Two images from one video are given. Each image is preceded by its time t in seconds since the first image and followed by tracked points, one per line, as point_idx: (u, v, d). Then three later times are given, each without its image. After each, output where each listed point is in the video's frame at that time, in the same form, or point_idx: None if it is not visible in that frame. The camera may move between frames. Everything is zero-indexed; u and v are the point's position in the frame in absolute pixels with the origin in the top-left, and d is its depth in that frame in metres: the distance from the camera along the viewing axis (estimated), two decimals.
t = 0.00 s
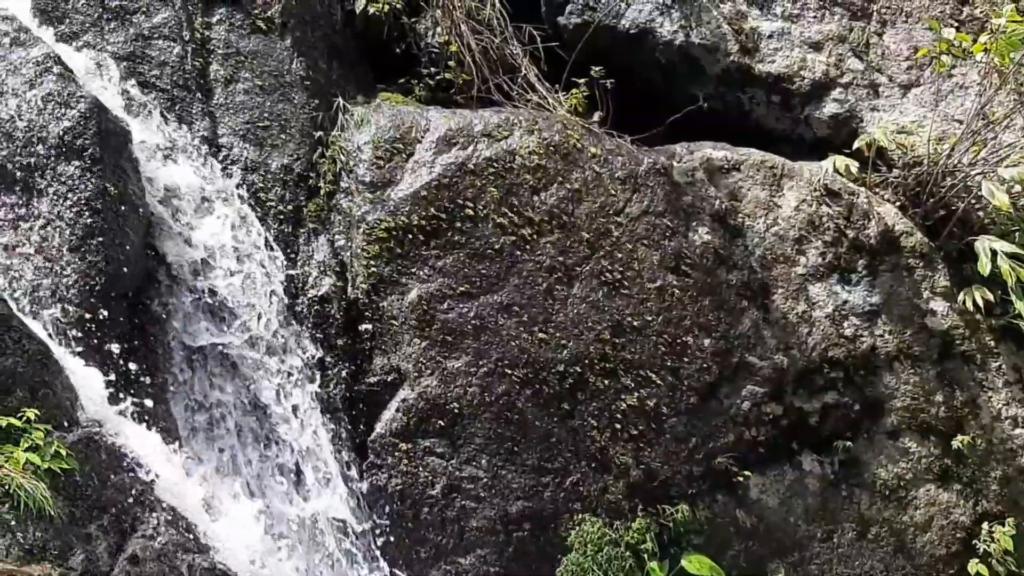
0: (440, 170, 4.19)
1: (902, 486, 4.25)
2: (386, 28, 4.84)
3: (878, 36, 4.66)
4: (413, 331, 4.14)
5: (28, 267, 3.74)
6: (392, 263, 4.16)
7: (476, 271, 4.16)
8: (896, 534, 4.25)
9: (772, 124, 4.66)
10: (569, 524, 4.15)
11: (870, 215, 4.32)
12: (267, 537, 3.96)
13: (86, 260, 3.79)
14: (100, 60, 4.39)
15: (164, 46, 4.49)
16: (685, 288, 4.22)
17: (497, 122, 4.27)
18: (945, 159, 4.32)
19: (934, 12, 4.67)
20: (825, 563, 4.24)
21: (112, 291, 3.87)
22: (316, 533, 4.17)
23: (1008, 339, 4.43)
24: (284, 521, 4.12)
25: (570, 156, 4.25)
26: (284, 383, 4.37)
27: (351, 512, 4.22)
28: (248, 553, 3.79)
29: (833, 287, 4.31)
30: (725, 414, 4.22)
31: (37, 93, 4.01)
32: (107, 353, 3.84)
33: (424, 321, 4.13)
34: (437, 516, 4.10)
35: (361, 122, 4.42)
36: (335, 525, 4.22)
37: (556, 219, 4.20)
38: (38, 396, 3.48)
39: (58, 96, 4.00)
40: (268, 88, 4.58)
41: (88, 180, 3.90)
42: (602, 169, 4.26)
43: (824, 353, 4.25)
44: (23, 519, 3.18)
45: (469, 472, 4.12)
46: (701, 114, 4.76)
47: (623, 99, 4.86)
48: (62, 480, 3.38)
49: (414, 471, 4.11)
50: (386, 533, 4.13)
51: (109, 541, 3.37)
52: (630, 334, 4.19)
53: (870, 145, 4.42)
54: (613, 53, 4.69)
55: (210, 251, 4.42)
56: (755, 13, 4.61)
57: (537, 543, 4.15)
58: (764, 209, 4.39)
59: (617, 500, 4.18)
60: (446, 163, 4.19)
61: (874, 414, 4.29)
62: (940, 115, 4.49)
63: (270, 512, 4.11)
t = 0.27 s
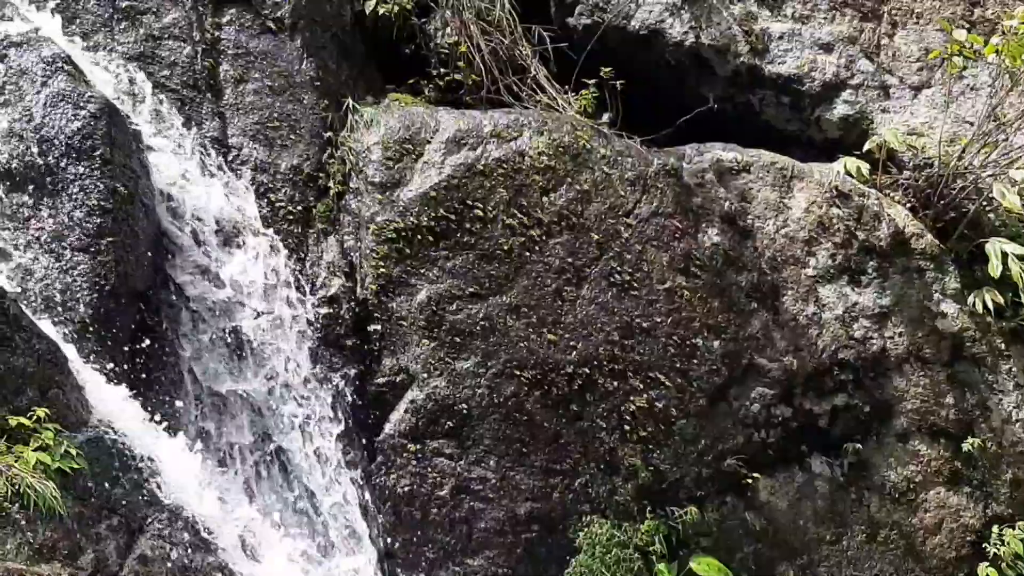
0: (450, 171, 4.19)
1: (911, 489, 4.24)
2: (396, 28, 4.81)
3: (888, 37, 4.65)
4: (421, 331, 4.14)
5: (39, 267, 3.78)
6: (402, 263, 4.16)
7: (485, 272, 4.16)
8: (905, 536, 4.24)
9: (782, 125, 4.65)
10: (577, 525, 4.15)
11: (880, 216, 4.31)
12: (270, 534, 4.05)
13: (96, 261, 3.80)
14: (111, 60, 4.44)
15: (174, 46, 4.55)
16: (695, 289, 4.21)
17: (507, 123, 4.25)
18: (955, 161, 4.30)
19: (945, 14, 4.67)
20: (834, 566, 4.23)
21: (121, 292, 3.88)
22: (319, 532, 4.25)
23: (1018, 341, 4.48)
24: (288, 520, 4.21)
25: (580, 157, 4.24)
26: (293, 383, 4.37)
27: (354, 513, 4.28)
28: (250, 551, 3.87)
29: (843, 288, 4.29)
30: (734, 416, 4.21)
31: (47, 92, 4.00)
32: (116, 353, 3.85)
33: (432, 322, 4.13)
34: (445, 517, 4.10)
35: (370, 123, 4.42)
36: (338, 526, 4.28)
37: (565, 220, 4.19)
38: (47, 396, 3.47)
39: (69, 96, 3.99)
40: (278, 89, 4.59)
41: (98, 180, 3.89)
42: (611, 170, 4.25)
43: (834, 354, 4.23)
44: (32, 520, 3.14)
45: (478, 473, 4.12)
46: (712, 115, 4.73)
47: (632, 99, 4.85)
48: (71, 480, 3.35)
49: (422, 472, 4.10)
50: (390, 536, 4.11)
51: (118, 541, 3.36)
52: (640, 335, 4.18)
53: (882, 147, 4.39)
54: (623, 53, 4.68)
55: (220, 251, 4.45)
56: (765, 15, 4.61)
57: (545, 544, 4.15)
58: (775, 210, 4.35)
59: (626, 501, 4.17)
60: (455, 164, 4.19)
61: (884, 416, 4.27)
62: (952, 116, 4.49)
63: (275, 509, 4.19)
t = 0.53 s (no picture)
0: (459, 172, 4.18)
1: (921, 490, 4.23)
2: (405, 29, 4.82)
3: (899, 38, 4.63)
4: (430, 332, 4.14)
5: (49, 267, 3.82)
6: (411, 264, 4.17)
7: (494, 273, 4.16)
8: (915, 538, 4.23)
9: (791, 126, 4.65)
10: (586, 526, 4.15)
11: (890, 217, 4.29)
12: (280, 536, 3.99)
13: (106, 262, 3.81)
14: (121, 61, 4.47)
15: (185, 46, 4.56)
16: (704, 290, 4.21)
17: (516, 123, 4.24)
18: (966, 162, 4.32)
19: (955, 14, 4.65)
20: (844, 568, 4.23)
21: (132, 292, 3.89)
22: (329, 534, 4.18)
23: None
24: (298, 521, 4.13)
25: (589, 158, 4.24)
26: (302, 384, 4.37)
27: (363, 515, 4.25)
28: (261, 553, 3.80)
29: (852, 289, 4.28)
30: (743, 417, 4.21)
31: (58, 92, 4.01)
32: (125, 353, 3.86)
33: (441, 322, 4.13)
34: (454, 517, 4.10)
35: (380, 123, 4.42)
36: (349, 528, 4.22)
37: (574, 221, 4.19)
38: (57, 396, 3.47)
39: (79, 97, 3.99)
40: (287, 90, 4.59)
41: (109, 180, 3.90)
42: (621, 171, 4.25)
43: (843, 356, 4.22)
44: (41, 518, 3.13)
45: (486, 473, 4.12)
46: (722, 116, 4.73)
47: (641, 99, 4.84)
48: (80, 480, 3.35)
49: (431, 472, 4.10)
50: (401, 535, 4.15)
51: (127, 542, 3.33)
52: (649, 336, 4.17)
53: (890, 148, 4.38)
54: (632, 53, 4.68)
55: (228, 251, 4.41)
56: (775, 15, 4.59)
57: (554, 545, 4.15)
58: (784, 211, 4.33)
59: (634, 502, 4.17)
60: (465, 164, 4.18)
61: (893, 418, 4.26)
62: (962, 117, 4.48)
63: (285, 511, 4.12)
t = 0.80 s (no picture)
0: (469, 172, 4.19)
1: (931, 491, 4.22)
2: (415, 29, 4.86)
3: (909, 38, 4.63)
4: (439, 332, 4.14)
5: (58, 267, 3.79)
6: (420, 264, 4.17)
7: (503, 273, 4.16)
8: (925, 539, 4.22)
9: (801, 126, 4.63)
10: (595, 527, 4.14)
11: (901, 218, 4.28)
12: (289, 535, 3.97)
13: (117, 262, 3.82)
14: (130, 62, 4.43)
15: (195, 47, 4.53)
16: (713, 291, 4.21)
17: (525, 124, 4.26)
18: (976, 162, 4.29)
19: (966, 14, 4.65)
20: (853, 569, 4.21)
21: (142, 292, 3.90)
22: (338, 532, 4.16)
23: None
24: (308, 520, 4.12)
25: (598, 158, 4.24)
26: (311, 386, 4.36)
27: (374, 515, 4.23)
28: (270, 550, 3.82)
29: (862, 290, 4.26)
30: (753, 418, 4.20)
31: (68, 93, 4.03)
32: (135, 353, 3.88)
33: (450, 322, 4.13)
34: (464, 517, 4.10)
35: (390, 123, 4.46)
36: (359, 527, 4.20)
37: (583, 221, 4.19)
38: (68, 395, 3.49)
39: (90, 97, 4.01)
40: (297, 90, 4.62)
41: (119, 181, 3.92)
42: (630, 171, 4.25)
43: (853, 357, 4.21)
44: (52, 517, 3.13)
45: (496, 473, 4.12)
46: (731, 116, 4.70)
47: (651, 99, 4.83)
48: (91, 479, 3.35)
49: (440, 472, 4.11)
50: (410, 535, 4.15)
51: (138, 540, 3.36)
52: (658, 336, 4.17)
53: (901, 148, 4.37)
54: (642, 53, 4.67)
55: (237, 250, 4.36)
56: (784, 15, 4.59)
57: (562, 545, 4.14)
58: (794, 211, 4.32)
59: (644, 502, 4.17)
60: (474, 164, 4.19)
61: (903, 418, 4.25)
62: (973, 117, 4.47)
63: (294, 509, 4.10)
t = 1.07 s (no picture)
0: (478, 172, 4.19)
1: (942, 493, 4.20)
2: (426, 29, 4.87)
3: (921, 38, 4.61)
4: (449, 332, 4.15)
5: (70, 266, 3.80)
6: (430, 264, 4.18)
7: (513, 273, 4.16)
8: (936, 541, 4.20)
9: (813, 126, 4.62)
10: (605, 527, 4.14)
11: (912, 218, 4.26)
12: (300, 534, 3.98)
13: (128, 261, 3.83)
14: (142, 61, 4.45)
15: (206, 46, 4.55)
16: (723, 291, 4.20)
17: (535, 124, 4.26)
18: (988, 162, 4.29)
19: (978, 14, 4.62)
20: (864, 571, 4.20)
21: (153, 291, 3.90)
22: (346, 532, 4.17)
23: None
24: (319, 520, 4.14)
25: (608, 158, 4.23)
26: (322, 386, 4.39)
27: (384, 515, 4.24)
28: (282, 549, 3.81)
29: (874, 291, 4.25)
30: (763, 419, 4.19)
31: (80, 93, 4.05)
32: (146, 352, 3.87)
33: (460, 323, 4.14)
34: (473, 518, 4.10)
35: (400, 123, 4.47)
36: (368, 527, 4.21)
37: (594, 222, 4.18)
38: (80, 394, 3.48)
39: (103, 97, 4.04)
40: (307, 90, 4.61)
41: (130, 180, 3.93)
42: (640, 171, 4.24)
43: (865, 357, 4.19)
44: (63, 516, 3.16)
45: (505, 473, 4.12)
46: (742, 116, 4.70)
47: (662, 99, 4.82)
48: (102, 477, 3.36)
49: (450, 472, 4.10)
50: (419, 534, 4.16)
51: (149, 539, 3.37)
52: (668, 337, 4.16)
53: (913, 148, 4.35)
54: (652, 53, 4.67)
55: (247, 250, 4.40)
56: (795, 15, 4.57)
57: (572, 546, 4.14)
58: (805, 212, 4.30)
59: (654, 503, 4.16)
60: (484, 164, 4.19)
61: (914, 419, 4.23)
62: (985, 118, 4.45)
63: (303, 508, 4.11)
